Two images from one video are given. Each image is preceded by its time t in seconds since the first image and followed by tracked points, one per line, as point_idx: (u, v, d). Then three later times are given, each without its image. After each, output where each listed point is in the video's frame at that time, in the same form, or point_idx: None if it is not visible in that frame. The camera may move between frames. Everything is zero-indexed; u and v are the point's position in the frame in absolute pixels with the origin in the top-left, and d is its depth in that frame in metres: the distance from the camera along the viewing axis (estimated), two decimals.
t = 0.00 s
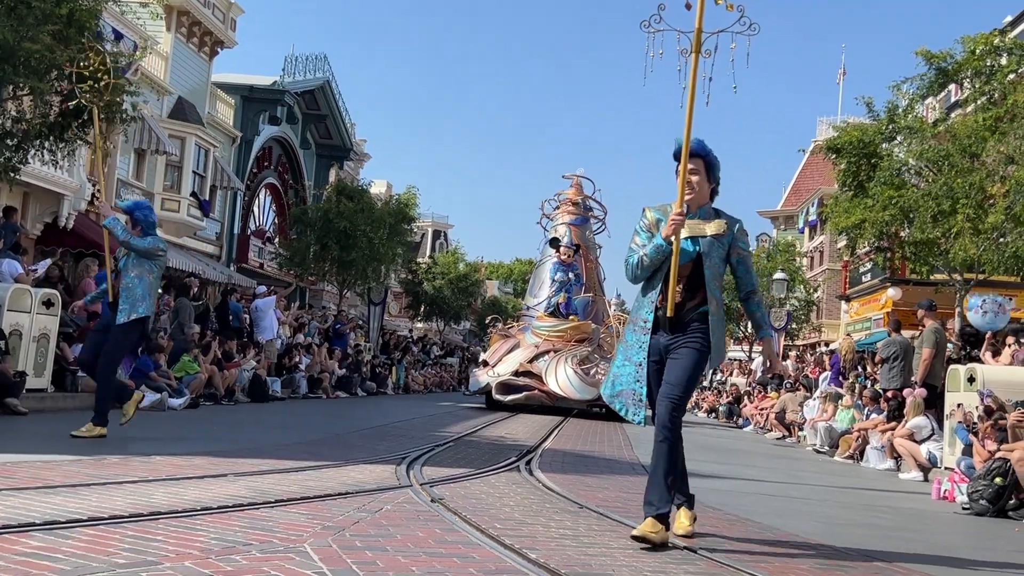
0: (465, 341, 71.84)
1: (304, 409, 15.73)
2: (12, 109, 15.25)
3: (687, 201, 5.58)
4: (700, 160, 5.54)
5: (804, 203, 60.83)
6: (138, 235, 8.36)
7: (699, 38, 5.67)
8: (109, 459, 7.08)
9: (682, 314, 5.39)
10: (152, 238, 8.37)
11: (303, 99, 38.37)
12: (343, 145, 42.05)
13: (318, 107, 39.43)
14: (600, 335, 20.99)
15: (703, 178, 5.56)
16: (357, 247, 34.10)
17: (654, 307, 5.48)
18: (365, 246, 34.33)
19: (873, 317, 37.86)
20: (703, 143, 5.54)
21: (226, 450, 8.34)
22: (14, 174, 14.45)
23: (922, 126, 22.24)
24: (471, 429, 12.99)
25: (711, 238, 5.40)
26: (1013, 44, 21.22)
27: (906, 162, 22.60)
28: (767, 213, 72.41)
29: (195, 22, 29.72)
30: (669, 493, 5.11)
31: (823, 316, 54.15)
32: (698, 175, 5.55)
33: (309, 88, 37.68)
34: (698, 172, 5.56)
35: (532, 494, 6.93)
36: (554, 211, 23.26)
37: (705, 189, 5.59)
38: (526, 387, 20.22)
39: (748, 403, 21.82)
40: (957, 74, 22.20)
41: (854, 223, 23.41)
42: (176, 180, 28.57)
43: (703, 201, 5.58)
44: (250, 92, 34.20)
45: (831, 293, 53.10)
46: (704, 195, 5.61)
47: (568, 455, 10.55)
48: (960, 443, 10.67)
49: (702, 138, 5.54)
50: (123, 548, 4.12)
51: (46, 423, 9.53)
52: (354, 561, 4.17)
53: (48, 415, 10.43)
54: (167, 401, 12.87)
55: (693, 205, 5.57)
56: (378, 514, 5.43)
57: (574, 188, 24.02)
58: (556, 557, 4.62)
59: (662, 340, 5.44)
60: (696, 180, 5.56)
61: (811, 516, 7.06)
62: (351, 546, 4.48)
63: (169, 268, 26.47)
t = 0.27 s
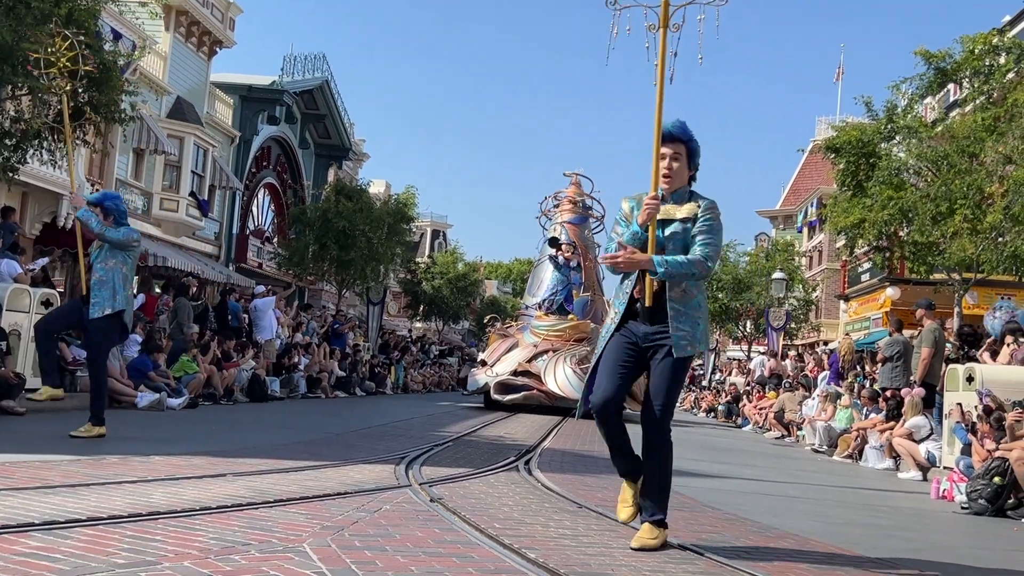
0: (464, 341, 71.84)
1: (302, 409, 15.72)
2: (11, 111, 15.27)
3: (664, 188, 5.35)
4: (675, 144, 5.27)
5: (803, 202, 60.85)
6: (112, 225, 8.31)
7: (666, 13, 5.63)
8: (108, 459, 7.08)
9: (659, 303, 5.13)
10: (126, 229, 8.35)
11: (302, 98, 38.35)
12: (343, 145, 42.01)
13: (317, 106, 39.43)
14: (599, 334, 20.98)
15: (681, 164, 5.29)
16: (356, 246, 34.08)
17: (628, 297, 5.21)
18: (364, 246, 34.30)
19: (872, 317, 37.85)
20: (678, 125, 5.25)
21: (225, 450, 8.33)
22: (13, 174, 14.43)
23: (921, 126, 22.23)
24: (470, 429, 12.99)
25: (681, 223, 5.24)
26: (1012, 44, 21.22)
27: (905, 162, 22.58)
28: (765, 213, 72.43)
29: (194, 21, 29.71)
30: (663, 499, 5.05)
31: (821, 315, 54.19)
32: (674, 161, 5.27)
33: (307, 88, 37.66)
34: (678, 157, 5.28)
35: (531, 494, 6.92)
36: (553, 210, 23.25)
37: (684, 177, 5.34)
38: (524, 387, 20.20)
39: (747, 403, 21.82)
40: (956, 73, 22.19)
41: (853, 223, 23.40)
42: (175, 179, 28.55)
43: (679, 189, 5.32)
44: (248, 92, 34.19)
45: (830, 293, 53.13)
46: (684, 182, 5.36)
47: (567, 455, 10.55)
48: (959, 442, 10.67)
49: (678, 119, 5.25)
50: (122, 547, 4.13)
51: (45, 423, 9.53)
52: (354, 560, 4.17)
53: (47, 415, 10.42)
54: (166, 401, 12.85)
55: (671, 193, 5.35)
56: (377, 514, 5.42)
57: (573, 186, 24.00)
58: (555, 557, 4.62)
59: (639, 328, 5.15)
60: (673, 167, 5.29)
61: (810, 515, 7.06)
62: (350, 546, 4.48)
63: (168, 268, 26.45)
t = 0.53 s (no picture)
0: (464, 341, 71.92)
1: (302, 409, 15.73)
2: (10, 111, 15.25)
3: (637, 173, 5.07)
4: (643, 128, 4.99)
5: (802, 202, 60.92)
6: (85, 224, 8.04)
7: None
8: (105, 459, 7.08)
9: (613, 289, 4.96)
10: (99, 229, 8.08)
11: (301, 99, 38.36)
12: (342, 145, 42.00)
13: (316, 107, 39.45)
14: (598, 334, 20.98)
15: (655, 150, 5.00)
16: (356, 247, 34.11)
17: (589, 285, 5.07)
18: (363, 246, 34.31)
19: (872, 316, 37.89)
20: (651, 109, 4.96)
21: (223, 450, 8.33)
22: (12, 174, 14.44)
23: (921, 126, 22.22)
24: (469, 429, 12.99)
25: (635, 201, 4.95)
26: (1011, 43, 21.23)
27: (905, 162, 22.56)
28: (764, 213, 72.48)
29: (193, 22, 29.73)
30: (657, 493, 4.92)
31: (820, 315, 54.26)
32: (646, 146, 4.98)
33: (307, 88, 37.67)
34: (651, 142, 5.00)
35: (531, 494, 6.92)
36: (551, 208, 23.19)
37: (658, 162, 5.03)
38: (523, 388, 20.20)
39: (746, 403, 21.83)
40: (955, 73, 22.20)
41: (852, 223, 23.42)
42: (174, 180, 28.56)
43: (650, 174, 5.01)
44: (247, 92, 34.22)
45: (829, 293, 53.21)
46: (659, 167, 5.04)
47: (566, 455, 10.55)
48: (958, 442, 10.68)
49: (651, 103, 4.97)
50: (122, 548, 4.13)
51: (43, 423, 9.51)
52: (353, 560, 4.16)
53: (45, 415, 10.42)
54: (165, 402, 12.86)
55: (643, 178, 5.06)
56: (376, 514, 5.42)
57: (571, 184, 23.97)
58: (554, 557, 4.61)
59: (601, 324, 4.87)
60: (643, 151, 5.00)
61: (809, 515, 7.06)
62: (349, 547, 4.47)
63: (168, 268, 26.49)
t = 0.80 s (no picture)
0: (464, 340, 71.97)
1: (301, 409, 15.73)
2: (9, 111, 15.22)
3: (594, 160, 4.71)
4: (603, 113, 4.63)
5: (802, 202, 60.94)
6: (61, 218, 7.84)
7: None
8: (105, 459, 7.08)
9: (569, 283, 4.66)
10: (75, 224, 7.89)
11: (300, 99, 38.35)
12: (341, 145, 41.99)
13: (315, 107, 39.44)
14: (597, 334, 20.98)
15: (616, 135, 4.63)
16: (355, 247, 34.11)
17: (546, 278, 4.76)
18: (362, 246, 34.32)
19: (871, 316, 37.91)
20: (611, 93, 4.61)
21: (222, 451, 8.33)
22: (11, 175, 14.41)
23: (920, 126, 22.21)
24: (468, 429, 13.00)
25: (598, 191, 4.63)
26: (1011, 43, 21.23)
27: (904, 161, 22.53)
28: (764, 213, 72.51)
29: (192, 22, 29.71)
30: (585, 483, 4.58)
31: (820, 315, 54.30)
32: (606, 131, 4.61)
33: (306, 88, 37.66)
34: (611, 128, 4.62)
35: (530, 494, 6.93)
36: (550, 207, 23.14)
37: (620, 150, 4.68)
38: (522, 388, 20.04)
39: (746, 403, 21.82)
40: (954, 73, 22.18)
41: (852, 223, 23.42)
42: (173, 181, 28.53)
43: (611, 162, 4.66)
44: (247, 93, 34.22)
45: (829, 293, 53.24)
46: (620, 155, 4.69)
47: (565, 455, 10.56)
48: (959, 442, 10.68)
49: (611, 88, 4.62)
50: (122, 548, 4.13)
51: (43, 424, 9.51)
52: (353, 561, 4.16)
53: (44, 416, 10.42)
54: (165, 402, 12.86)
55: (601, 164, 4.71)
56: (376, 515, 5.43)
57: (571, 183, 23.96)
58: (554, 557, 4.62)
59: (548, 313, 4.72)
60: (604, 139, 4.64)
61: (808, 515, 7.07)
62: (349, 547, 4.47)
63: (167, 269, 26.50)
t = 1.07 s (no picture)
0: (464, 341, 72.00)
1: (301, 411, 15.73)
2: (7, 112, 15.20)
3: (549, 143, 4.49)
4: (558, 91, 4.39)
5: (801, 203, 60.97)
6: (31, 216, 7.94)
7: None
8: (105, 461, 7.08)
9: (518, 276, 4.36)
10: (46, 222, 8.02)
11: (300, 100, 38.35)
12: (341, 146, 41.99)
13: (315, 108, 39.44)
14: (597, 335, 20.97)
15: (571, 118, 4.42)
16: (355, 248, 34.11)
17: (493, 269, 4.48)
18: (362, 247, 34.33)
19: (871, 317, 37.92)
20: (566, 72, 4.36)
21: (221, 453, 8.33)
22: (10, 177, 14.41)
23: (919, 126, 22.20)
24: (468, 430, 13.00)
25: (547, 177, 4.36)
26: (1011, 44, 21.24)
27: (904, 161, 22.52)
28: (763, 214, 72.56)
29: (192, 24, 29.71)
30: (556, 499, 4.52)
31: (820, 315, 54.32)
32: (561, 113, 4.41)
33: (305, 89, 37.66)
34: (565, 110, 4.41)
35: (529, 495, 6.93)
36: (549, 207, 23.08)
37: (575, 133, 4.45)
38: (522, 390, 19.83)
39: (747, 404, 21.81)
40: (954, 73, 22.17)
41: (852, 223, 23.43)
42: (173, 182, 28.50)
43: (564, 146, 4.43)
44: (246, 94, 34.21)
45: (829, 293, 53.27)
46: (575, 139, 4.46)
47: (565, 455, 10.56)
48: (959, 442, 10.67)
49: (566, 66, 4.37)
50: (122, 550, 4.12)
51: (43, 426, 9.50)
52: (353, 562, 4.16)
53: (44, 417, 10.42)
54: (165, 404, 12.86)
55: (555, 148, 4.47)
56: (376, 516, 5.42)
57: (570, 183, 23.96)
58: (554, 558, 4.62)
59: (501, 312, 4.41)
60: (557, 119, 4.43)
61: (807, 516, 7.07)
62: (349, 548, 4.47)
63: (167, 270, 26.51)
